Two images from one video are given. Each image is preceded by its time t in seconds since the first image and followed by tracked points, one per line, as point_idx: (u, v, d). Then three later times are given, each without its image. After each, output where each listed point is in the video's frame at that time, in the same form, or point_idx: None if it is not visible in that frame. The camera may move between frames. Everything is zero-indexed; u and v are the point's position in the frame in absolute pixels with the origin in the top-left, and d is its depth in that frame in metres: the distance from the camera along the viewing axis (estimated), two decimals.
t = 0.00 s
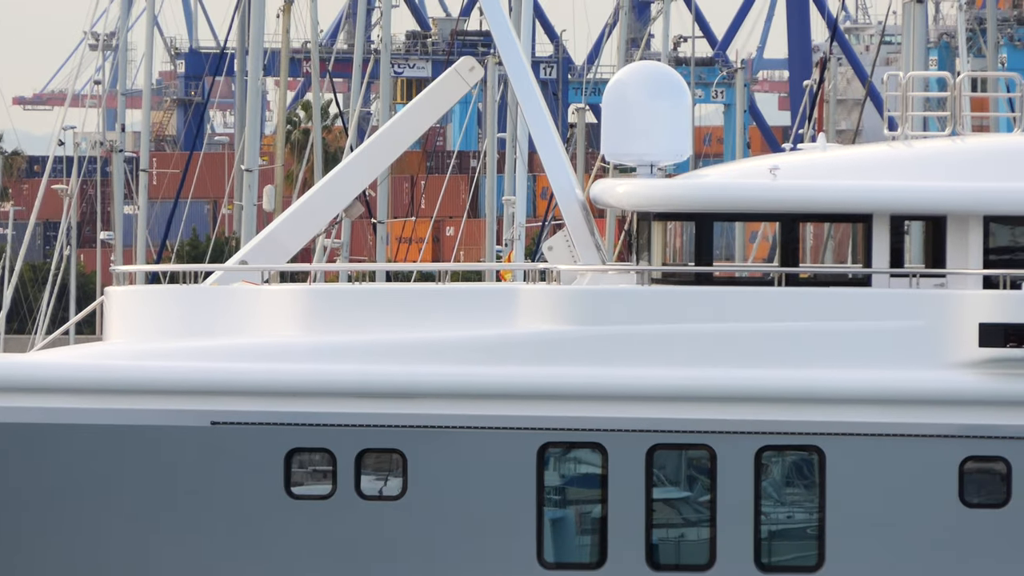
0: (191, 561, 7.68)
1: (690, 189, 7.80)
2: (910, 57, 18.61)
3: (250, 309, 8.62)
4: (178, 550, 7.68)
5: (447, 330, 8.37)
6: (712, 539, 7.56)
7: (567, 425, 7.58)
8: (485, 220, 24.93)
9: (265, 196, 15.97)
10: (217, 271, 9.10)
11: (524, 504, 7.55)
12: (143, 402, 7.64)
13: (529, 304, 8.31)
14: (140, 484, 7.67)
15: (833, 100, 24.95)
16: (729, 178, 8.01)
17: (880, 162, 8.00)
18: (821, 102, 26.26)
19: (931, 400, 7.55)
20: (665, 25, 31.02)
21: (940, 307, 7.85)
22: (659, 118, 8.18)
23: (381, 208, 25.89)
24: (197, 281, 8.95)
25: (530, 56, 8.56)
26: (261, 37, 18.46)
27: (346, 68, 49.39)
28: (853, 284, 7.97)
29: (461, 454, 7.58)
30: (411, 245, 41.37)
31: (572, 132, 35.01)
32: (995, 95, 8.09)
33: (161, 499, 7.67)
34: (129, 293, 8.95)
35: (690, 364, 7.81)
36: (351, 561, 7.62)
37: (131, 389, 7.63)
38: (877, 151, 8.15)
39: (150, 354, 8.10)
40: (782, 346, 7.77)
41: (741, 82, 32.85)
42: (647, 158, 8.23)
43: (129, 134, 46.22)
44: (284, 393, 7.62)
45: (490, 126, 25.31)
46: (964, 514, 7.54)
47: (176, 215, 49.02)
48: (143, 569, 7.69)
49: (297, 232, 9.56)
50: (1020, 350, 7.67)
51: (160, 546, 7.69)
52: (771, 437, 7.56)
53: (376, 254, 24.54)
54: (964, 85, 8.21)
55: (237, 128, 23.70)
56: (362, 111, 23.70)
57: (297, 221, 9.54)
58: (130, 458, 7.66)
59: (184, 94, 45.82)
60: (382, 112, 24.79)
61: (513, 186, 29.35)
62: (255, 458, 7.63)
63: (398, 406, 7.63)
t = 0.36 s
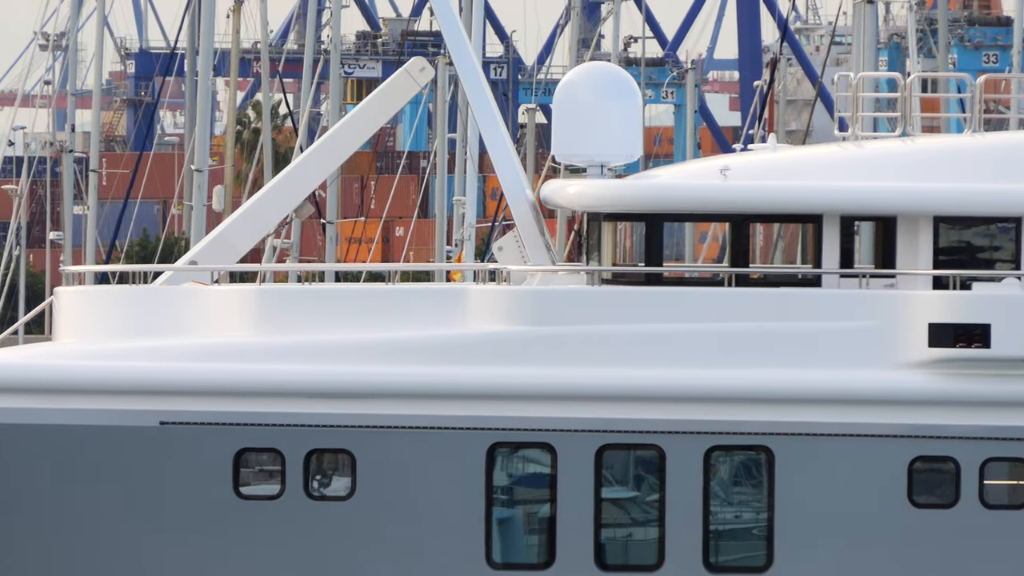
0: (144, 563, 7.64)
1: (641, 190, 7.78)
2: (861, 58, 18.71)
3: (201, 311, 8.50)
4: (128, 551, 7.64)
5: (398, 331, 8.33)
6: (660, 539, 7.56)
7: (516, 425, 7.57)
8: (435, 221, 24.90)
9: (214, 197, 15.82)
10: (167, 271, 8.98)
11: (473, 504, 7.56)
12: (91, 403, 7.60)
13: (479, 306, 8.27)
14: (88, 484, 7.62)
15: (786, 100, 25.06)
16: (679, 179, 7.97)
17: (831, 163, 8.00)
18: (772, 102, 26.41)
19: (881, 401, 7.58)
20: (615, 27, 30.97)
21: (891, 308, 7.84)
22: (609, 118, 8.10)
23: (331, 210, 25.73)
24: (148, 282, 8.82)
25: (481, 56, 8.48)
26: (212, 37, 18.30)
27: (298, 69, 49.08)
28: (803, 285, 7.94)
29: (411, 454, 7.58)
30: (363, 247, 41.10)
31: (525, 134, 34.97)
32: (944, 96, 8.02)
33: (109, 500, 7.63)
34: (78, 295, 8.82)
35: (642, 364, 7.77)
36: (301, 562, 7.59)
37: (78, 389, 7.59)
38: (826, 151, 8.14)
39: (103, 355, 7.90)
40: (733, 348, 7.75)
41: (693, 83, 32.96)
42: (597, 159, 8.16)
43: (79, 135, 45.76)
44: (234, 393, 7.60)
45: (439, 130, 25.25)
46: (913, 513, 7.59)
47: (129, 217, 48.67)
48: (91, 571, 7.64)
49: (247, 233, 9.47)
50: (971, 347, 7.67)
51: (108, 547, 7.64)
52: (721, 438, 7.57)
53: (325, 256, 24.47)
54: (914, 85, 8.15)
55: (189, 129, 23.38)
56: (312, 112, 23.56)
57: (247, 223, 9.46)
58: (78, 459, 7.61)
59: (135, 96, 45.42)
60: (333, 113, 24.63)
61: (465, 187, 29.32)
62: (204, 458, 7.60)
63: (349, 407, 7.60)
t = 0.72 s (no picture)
0: (74, 561, 7.76)
1: (570, 189, 7.74)
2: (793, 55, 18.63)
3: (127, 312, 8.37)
4: (63, 549, 7.76)
5: (328, 330, 8.26)
6: (588, 538, 7.63)
7: (444, 424, 7.66)
8: (365, 219, 24.77)
9: (143, 195, 15.58)
10: (96, 271, 8.89)
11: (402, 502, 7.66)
12: (24, 402, 7.73)
13: (408, 305, 8.19)
14: (19, 483, 7.75)
15: (711, 99, 25.01)
16: (609, 177, 7.89)
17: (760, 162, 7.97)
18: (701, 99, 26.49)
19: (808, 400, 7.61)
20: (544, 27, 30.92)
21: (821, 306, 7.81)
22: (538, 117, 8.04)
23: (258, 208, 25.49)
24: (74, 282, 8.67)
25: (409, 56, 8.40)
26: (140, 35, 18.06)
27: (228, 68, 48.55)
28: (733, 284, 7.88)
29: (339, 453, 7.68)
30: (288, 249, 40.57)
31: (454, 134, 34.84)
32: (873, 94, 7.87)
33: (40, 499, 7.75)
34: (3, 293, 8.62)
35: (571, 364, 7.76)
36: (231, 559, 7.71)
37: (7, 389, 7.73)
38: (755, 150, 8.09)
39: (29, 352, 7.95)
40: (663, 347, 7.75)
41: (622, 85, 33.20)
42: (526, 158, 8.07)
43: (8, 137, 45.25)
44: (166, 392, 7.71)
45: (369, 128, 25.02)
46: (842, 512, 7.62)
47: (61, 217, 48.24)
48: (24, 569, 7.77)
49: (177, 231, 9.28)
50: (898, 347, 7.73)
51: (39, 545, 7.77)
52: (648, 437, 7.61)
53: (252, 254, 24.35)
54: (843, 83, 8.02)
55: (117, 129, 23.10)
56: (239, 111, 23.35)
57: (177, 221, 9.29)
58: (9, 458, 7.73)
59: (65, 97, 44.92)
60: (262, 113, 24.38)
61: (394, 187, 29.06)
62: (134, 457, 7.72)
63: (279, 406, 7.71)
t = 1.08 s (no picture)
0: None
1: (489, 189, 7.72)
2: (709, 53, 18.71)
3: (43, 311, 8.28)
4: None
5: (244, 329, 8.16)
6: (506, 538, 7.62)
7: (361, 424, 7.66)
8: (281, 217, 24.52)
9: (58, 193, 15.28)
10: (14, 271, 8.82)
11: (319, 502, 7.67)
12: None
13: (325, 304, 8.13)
14: None
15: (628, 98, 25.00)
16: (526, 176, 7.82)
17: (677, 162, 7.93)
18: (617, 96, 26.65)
19: (724, 400, 7.63)
20: (462, 25, 30.83)
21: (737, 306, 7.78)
22: (455, 117, 7.97)
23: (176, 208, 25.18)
24: None
25: (326, 55, 8.31)
26: (56, 33, 17.78)
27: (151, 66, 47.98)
28: (650, 284, 7.82)
29: (256, 454, 7.69)
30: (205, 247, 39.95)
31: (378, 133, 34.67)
32: (790, 93, 7.80)
33: None
34: None
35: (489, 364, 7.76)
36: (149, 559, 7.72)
37: None
38: (673, 150, 8.07)
39: None
40: (580, 347, 7.72)
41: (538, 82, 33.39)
42: (443, 157, 8.01)
43: None
44: (82, 393, 7.73)
45: (287, 126, 24.79)
46: (758, 512, 7.65)
47: None
48: None
49: (91, 232, 9.11)
50: (816, 347, 7.70)
51: None
52: (565, 437, 7.61)
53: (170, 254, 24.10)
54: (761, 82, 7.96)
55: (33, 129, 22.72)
56: (156, 110, 23.10)
57: (91, 221, 9.13)
58: None
59: None
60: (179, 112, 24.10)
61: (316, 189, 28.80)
62: (50, 458, 7.72)
63: (196, 406, 7.72)
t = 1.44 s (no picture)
0: None
1: (410, 189, 7.67)
2: (630, 53, 18.89)
3: None
4: None
5: (166, 329, 8.08)
6: (427, 537, 7.58)
7: (282, 424, 7.59)
8: (202, 218, 24.32)
9: None
10: None
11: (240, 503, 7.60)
12: None
13: (247, 304, 8.08)
14: None
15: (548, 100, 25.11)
16: (445, 176, 7.77)
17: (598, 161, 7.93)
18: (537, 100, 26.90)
19: (647, 400, 7.61)
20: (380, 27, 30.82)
21: (657, 306, 7.71)
22: (375, 118, 7.93)
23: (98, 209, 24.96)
24: None
25: (247, 55, 8.24)
26: None
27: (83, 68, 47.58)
28: (572, 284, 7.85)
29: (177, 454, 7.61)
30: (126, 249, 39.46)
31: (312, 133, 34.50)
32: (710, 93, 7.80)
33: None
34: None
35: (412, 365, 7.72)
36: (67, 561, 7.61)
37: None
38: (593, 150, 8.07)
39: None
40: (503, 347, 7.68)
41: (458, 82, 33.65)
42: (364, 157, 7.97)
43: None
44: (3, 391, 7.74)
45: (206, 126, 24.66)
46: (682, 512, 7.58)
47: None
48: None
49: (11, 232, 9.01)
50: (736, 346, 7.66)
51: None
52: (487, 438, 7.55)
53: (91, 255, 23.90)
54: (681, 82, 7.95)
55: None
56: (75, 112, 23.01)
57: (11, 221, 9.02)
58: None
59: None
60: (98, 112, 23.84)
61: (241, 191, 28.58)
62: None
63: (119, 406, 7.71)
